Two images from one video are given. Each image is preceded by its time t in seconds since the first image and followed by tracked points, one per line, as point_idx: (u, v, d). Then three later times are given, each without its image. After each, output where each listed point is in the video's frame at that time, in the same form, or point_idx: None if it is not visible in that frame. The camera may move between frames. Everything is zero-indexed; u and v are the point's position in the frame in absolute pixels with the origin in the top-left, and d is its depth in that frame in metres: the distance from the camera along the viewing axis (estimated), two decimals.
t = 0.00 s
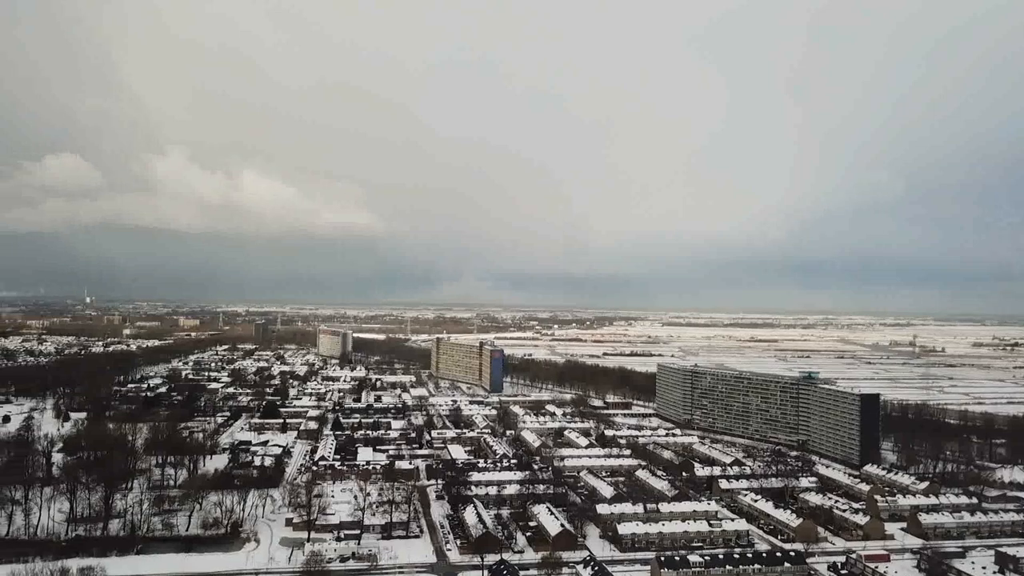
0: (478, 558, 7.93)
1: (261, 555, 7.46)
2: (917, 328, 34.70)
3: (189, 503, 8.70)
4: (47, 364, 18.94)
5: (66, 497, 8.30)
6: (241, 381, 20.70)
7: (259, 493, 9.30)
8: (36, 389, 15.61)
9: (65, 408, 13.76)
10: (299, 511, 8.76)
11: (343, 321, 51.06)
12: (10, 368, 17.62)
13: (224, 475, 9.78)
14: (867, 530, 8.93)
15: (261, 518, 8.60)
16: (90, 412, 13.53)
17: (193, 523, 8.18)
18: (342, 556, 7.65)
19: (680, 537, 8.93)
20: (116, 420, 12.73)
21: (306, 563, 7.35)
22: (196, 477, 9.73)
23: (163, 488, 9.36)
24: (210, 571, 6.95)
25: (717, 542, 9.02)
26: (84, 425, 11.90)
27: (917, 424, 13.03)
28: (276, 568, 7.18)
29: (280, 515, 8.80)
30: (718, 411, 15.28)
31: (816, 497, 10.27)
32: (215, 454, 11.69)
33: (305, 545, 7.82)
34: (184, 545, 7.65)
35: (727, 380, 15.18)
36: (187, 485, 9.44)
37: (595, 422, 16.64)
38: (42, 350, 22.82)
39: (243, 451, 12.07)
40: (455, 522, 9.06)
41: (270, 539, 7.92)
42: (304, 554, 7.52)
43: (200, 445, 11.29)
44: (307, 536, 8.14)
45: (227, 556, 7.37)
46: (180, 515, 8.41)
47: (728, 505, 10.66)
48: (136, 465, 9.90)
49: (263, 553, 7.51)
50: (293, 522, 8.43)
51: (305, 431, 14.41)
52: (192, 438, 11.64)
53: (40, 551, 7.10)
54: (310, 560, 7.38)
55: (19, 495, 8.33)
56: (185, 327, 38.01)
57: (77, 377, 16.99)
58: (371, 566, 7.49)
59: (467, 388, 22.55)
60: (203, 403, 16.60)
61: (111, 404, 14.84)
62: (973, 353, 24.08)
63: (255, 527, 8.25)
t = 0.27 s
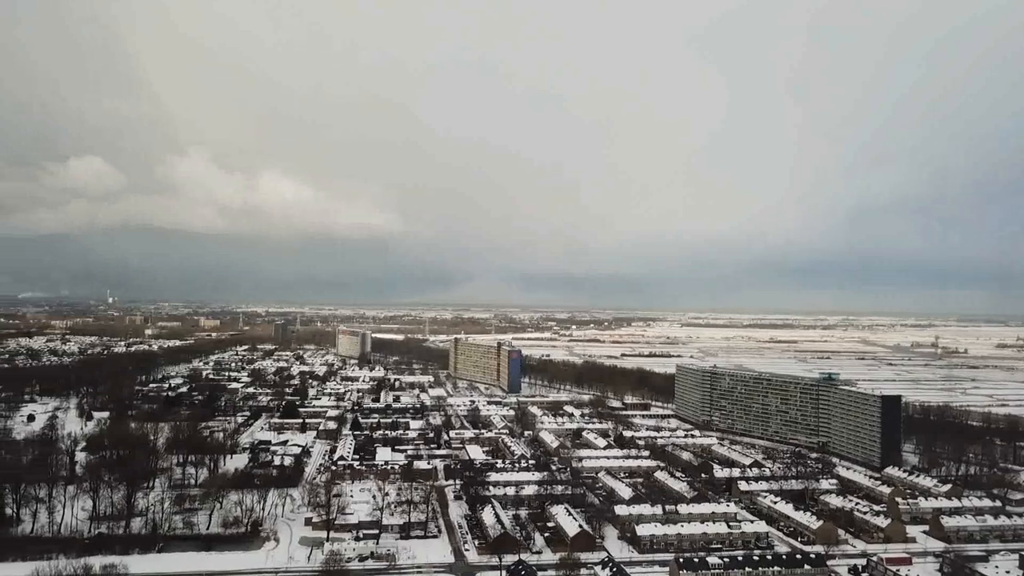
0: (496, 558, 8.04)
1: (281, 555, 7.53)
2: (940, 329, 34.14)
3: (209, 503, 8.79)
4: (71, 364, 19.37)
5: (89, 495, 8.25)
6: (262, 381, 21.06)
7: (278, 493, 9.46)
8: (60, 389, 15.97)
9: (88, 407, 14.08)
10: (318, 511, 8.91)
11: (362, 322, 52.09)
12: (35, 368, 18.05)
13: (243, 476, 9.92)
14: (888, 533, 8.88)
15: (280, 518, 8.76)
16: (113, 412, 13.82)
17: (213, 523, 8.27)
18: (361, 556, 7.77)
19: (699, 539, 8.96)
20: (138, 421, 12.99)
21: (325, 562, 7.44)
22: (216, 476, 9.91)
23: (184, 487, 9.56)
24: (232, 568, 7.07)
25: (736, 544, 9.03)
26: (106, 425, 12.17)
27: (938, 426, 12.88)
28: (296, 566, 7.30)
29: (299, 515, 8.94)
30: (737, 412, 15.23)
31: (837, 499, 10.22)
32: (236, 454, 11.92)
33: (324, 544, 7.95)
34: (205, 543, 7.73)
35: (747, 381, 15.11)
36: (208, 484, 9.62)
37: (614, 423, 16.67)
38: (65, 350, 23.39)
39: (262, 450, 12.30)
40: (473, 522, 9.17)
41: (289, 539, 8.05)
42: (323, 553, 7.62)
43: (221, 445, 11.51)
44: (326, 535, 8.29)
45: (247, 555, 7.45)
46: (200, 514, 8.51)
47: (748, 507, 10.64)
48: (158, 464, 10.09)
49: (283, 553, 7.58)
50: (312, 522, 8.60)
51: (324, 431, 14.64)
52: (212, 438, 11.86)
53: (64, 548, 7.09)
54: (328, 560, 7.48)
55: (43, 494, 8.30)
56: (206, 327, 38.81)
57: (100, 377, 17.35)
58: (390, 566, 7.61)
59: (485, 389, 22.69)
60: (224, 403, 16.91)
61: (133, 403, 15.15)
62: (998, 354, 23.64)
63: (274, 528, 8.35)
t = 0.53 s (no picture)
0: (517, 558, 8.13)
1: (306, 553, 7.72)
2: (969, 330, 33.40)
3: (233, 501, 9.02)
4: (99, 364, 19.86)
5: (115, 493, 8.42)
6: (285, 381, 21.42)
7: (303, 492, 9.65)
8: (87, 389, 16.38)
9: (114, 406, 14.47)
10: (342, 510, 9.07)
11: (383, 322, 53.31)
12: (64, 367, 18.55)
13: (267, 475, 10.15)
14: (913, 536, 8.77)
15: (304, 517, 8.94)
16: (138, 411, 14.18)
17: (238, 521, 8.49)
18: (383, 556, 7.90)
19: (721, 541, 8.95)
20: (164, 420, 13.32)
21: (349, 561, 7.60)
22: (240, 475, 10.15)
23: (208, 485, 9.80)
24: (257, 566, 7.22)
25: (759, 546, 9.00)
26: (132, 424, 12.49)
27: (966, 429, 12.67)
28: (320, 565, 7.43)
29: (322, 514, 9.11)
30: (760, 414, 15.12)
31: (861, 502, 10.12)
32: (260, 453, 12.18)
33: (346, 544, 8.09)
34: (233, 541, 7.94)
35: (769, 383, 14.99)
36: (232, 483, 9.86)
37: (635, 424, 16.66)
38: (93, 350, 23.99)
39: (286, 449, 12.55)
40: (495, 522, 9.27)
41: (312, 538, 8.20)
42: (346, 552, 7.78)
43: (244, 444, 11.77)
44: (349, 534, 8.45)
45: (273, 553, 7.65)
46: (226, 512, 8.74)
47: (770, 509, 10.58)
48: (182, 463, 10.36)
49: (308, 551, 7.76)
50: (336, 521, 8.76)
51: (347, 430, 14.87)
52: (236, 437, 12.13)
53: (90, 545, 7.18)
54: (352, 559, 7.63)
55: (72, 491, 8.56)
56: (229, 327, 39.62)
57: (127, 377, 17.78)
58: (412, 566, 7.73)
59: (506, 389, 22.79)
60: (247, 402, 17.25)
61: (159, 403, 15.52)
62: None
63: (298, 527, 8.53)
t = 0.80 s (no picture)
0: (537, 559, 8.14)
1: (328, 551, 7.81)
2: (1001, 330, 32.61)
3: (257, 500, 9.17)
4: (127, 364, 20.27)
5: (141, 491, 8.62)
6: (308, 381, 21.68)
7: (325, 491, 9.77)
8: (114, 388, 16.74)
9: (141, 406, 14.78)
10: (363, 509, 9.16)
11: (406, 322, 54.01)
12: (92, 367, 18.97)
13: (290, 474, 10.29)
14: (940, 540, 8.60)
15: (326, 515, 9.03)
16: (164, 410, 14.48)
17: (261, 520, 8.63)
18: (405, 555, 7.95)
19: (744, 543, 8.86)
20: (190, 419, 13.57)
21: (371, 560, 7.67)
22: (263, 474, 10.33)
23: (233, 484, 9.97)
24: (280, 565, 7.31)
25: (783, 549, 8.89)
26: (158, 423, 12.77)
27: (995, 431, 12.37)
28: (341, 565, 7.49)
29: (344, 513, 9.20)
30: (783, 415, 14.92)
31: (887, 505, 9.94)
32: (284, 452, 12.35)
33: (368, 543, 8.15)
34: (257, 539, 8.08)
35: (793, 384, 14.79)
36: (256, 482, 10.02)
37: (657, 425, 16.56)
38: (120, 350, 24.50)
39: (309, 449, 12.72)
40: (516, 523, 9.30)
41: (334, 537, 8.29)
42: (368, 551, 7.86)
43: (268, 444, 11.94)
44: (370, 533, 8.53)
45: (296, 551, 7.76)
46: (250, 511, 8.89)
47: (794, 511, 10.44)
48: (207, 462, 10.56)
49: (330, 550, 7.86)
50: (358, 520, 8.85)
51: (370, 430, 15.01)
52: (260, 437, 12.31)
53: (117, 543, 7.30)
54: (373, 558, 7.70)
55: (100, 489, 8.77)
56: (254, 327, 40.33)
57: (153, 377, 18.13)
58: (433, 565, 7.77)
59: (527, 390, 22.80)
60: (271, 402, 17.49)
61: (184, 403, 15.80)
62: None
63: (321, 525, 8.63)
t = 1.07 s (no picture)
0: (559, 560, 8.14)
1: (351, 550, 7.90)
2: None
3: (281, 499, 9.30)
4: (154, 364, 20.66)
5: (167, 489, 8.82)
6: (331, 381, 21.91)
7: (348, 490, 9.87)
8: (141, 388, 17.09)
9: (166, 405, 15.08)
10: (386, 509, 9.24)
11: (428, 322, 54.62)
12: (120, 366, 19.40)
13: (314, 473, 10.42)
14: (968, 543, 8.42)
15: (349, 515, 9.12)
16: (189, 410, 14.77)
17: (285, 519, 8.75)
18: (427, 555, 7.99)
19: (768, 545, 8.75)
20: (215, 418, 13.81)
21: (393, 559, 7.74)
22: (287, 473, 10.48)
23: (257, 483, 10.13)
24: (304, 563, 7.40)
25: (807, 552, 8.76)
26: (184, 422, 13.04)
27: None
28: (363, 564, 7.56)
29: (367, 512, 9.28)
30: (807, 417, 14.71)
31: (914, 508, 9.75)
32: (307, 451, 12.50)
33: (390, 543, 8.21)
34: (281, 537, 8.19)
35: (818, 385, 14.58)
36: (280, 481, 10.17)
37: (680, 426, 16.43)
38: (146, 350, 24.98)
39: (332, 448, 12.87)
40: (538, 523, 9.31)
41: (357, 536, 8.37)
42: (391, 550, 7.93)
43: (292, 443, 12.10)
44: (393, 533, 8.59)
45: (320, 549, 7.87)
46: (274, 510, 9.03)
47: (818, 514, 10.29)
48: (231, 461, 10.73)
49: (353, 549, 7.94)
50: (380, 520, 8.93)
51: (392, 430, 15.13)
52: (284, 436, 12.48)
53: (144, 540, 7.45)
54: (395, 557, 7.76)
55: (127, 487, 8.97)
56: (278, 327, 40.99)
57: (179, 377, 18.46)
58: (455, 565, 7.79)
59: (549, 390, 22.79)
60: (295, 402, 17.71)
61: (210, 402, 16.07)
62: None
63: (344, 524, 8.73)
